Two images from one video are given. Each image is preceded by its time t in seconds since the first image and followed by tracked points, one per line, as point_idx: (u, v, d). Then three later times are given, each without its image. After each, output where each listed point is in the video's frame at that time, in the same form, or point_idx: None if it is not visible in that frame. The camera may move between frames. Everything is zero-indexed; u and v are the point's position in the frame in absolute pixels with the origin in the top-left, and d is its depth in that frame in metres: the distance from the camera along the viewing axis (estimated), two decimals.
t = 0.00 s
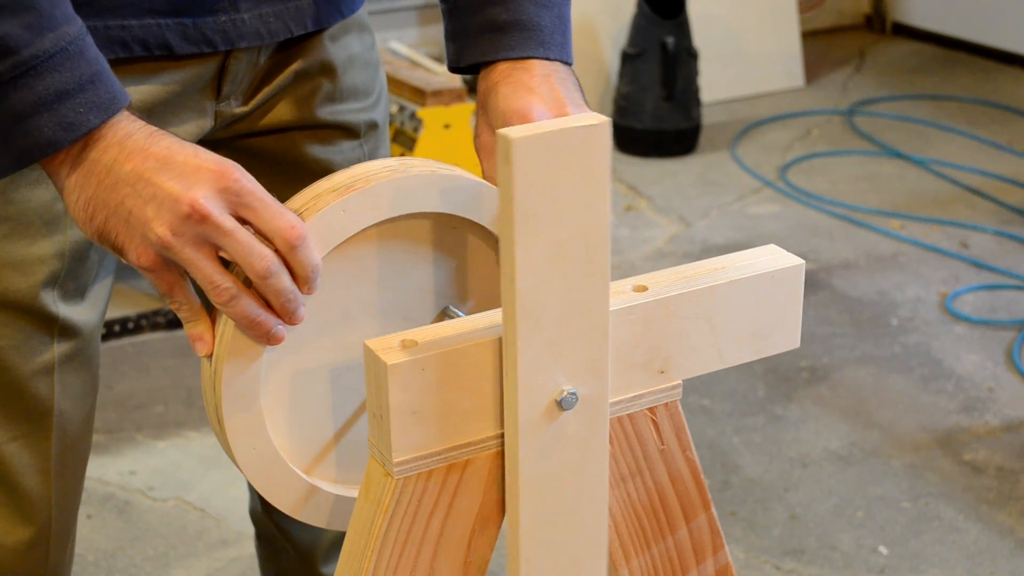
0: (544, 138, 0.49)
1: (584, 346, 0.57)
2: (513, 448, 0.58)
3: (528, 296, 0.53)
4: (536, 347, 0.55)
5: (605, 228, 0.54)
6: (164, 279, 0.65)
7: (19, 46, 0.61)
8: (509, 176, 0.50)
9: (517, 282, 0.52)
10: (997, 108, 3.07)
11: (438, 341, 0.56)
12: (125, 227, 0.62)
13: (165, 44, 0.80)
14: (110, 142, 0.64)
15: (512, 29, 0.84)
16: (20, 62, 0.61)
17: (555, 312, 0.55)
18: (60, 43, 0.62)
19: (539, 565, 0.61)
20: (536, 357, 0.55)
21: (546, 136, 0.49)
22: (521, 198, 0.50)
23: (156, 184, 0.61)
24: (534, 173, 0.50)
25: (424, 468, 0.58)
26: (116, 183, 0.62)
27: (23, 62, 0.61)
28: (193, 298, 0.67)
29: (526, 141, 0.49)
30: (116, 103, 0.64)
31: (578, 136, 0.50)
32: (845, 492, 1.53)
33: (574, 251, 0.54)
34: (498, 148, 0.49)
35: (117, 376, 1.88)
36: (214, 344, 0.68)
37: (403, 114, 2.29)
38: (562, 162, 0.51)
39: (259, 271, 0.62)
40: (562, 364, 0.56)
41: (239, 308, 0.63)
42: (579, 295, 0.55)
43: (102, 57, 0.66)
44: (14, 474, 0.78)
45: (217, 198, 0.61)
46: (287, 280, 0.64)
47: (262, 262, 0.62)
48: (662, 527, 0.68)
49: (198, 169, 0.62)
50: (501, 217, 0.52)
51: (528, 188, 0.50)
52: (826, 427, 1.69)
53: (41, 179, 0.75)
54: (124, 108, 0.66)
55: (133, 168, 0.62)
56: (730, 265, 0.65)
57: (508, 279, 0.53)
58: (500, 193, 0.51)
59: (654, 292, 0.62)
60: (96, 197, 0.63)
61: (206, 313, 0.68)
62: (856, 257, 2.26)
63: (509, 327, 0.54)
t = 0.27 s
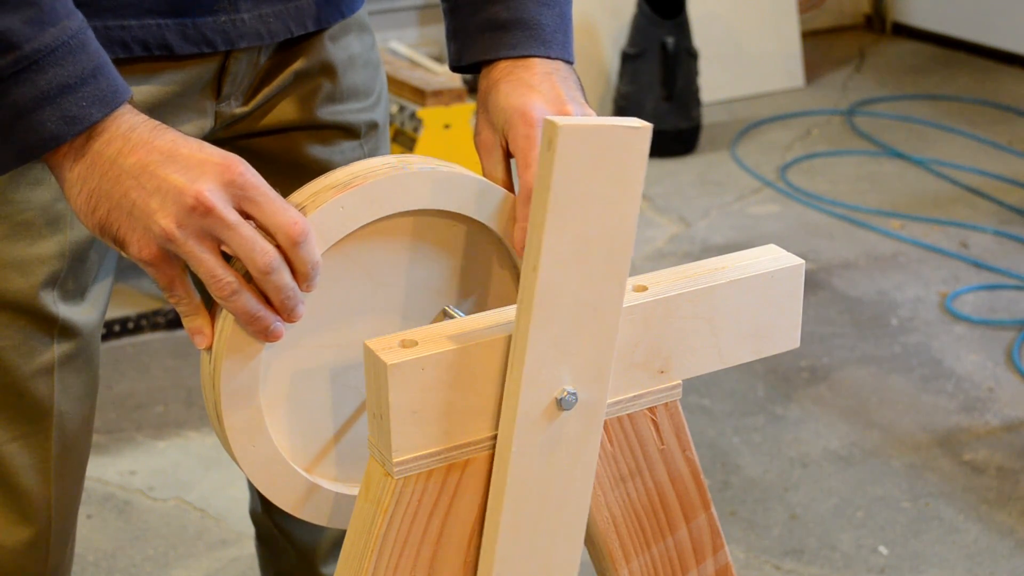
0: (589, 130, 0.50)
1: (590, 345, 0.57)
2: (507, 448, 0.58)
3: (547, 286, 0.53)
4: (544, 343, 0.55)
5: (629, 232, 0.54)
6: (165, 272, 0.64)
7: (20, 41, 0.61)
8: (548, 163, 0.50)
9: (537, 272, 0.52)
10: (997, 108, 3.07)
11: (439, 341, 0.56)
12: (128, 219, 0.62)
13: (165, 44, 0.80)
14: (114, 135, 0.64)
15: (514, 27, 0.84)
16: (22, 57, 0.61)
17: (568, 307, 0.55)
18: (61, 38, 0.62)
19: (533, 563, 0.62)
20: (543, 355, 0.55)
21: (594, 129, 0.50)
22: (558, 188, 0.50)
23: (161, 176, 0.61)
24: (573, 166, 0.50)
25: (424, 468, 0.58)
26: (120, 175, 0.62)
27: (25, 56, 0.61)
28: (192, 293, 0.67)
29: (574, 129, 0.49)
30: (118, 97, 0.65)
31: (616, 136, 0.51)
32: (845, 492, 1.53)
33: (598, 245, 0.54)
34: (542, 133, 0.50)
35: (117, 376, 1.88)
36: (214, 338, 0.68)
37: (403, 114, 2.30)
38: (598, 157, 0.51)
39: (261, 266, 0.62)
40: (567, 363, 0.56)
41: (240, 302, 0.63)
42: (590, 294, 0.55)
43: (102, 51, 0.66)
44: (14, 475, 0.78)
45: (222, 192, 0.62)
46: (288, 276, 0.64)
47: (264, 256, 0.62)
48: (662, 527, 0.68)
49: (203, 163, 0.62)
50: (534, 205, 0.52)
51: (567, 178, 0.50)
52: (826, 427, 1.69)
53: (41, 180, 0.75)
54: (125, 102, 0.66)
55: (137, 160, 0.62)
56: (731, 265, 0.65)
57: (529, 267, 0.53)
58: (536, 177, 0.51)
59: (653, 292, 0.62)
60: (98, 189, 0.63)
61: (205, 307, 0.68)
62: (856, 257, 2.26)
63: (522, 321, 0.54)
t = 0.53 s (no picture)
0: (591, 131, 0.50)
1: (589, 346, 0.57)
2: (507, 447, 0.58)
3: (547, 286, 0.53)
4: (544, 343, 0.55)
5: (629, 232, 0.54)
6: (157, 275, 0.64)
7: (17, 43, 0.61)
8: (552, 162, 0.50)
9: (537, 275, 0.53)
10: (997, 108, 3.07)
11: (438, 341, 0.56)
12: (121, 221, 0.62)
13: (165, 45, 0.80)
14: (109, 138, 0.63)
15: (513, 19, 0.85)
16: (18, 59, 0.61)
17: (569, 306, 0.55)
18: (58, 40, 0.62)
19: (531, 565, 0.62)
20: (542, 355, 0.55)
21: (596, 131, 0.50)
22: (558, 187, 0.51)
23: (154, 180, 0.61)
24: (576, 167, 0.50)
25: (423, 469, 0.58)
26: (113, 177, 0.62)
27: (22, 59, 0.61)
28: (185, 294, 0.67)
29: (576, 129, 0.49)
30: (115, 100, 0.64)
31: (616, 135, 0.51)
32: (845, 492, 1.53)
33: (602, 242, 0.54)
34: (546, 131, 0.50)
35: (117, 376, 1.88)
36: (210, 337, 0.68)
37: (403, 114, 2.30)
38: (599, 161, 0.51)
39: (253, 271, 0.62)
40: (566, 363, 0.56)
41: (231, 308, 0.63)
42: (592, 294, 0.55)
43: (98, 54, 0.66)
44: (14, 475, 0.78)
45: (215, 196, 0.61)
46: (279, 282, 0.64)
47: (257, 262, 0.62)
48: (662, 526, 0.68)
49: (197, 167, 0.62)
50: (536, 203, 0.52)
51: (568, 178, 0.51)
52: (826, 427, 1.69)
53: (42, 180, 0.76)
54: (122, 105, 0.66)
55: (131, 163, 0.62)
56: (730, 265, 0.65)
57: (531, 267, 0.53)
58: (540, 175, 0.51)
59: (654, 292, 0.62)
60: (92, 191, 0.63)
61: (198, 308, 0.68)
62: (856, 257, 2.26)
63: (523, 320, 0.54)
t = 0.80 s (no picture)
0: (552, 137, 0.49)
1: (585, 345, 0.57)
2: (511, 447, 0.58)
3: (529, 293, 0.53)
4: (538, 344, 0.55)
5: (607, 232, 0.54)
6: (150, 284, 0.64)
7: (14, 48, 0.61)
8: (516, 175, 0.50)
9: (519, 286, 0.53)
10: (997, 108, 3.07)
11: (439, 341, 0.56)
12: (115, 230, 0.62)
13: (165, 45, 0.80)
14: (105, 147, 0.63)
15: (507, 11, 0.85)
16: (16, 65, 0.61)
17: (557, 309, 0.55)
18: (56, 46, 0.63)
19: (558, 556, 0.62)
20: (537, 357, 0.55)
21: (559, 134, 0.49)
22: (525, 190, 0.50)
23: (149, 190, 0.61)
24: (542, 171, 0.50)
25: (424, 469, 0.58)
26: (108, 185, 0.62)
27: (19, 65, 0.61)
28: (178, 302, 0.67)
29: (536, 138, 0.49)
30: (111, 107, 0.65)
31: (586, 137, 0.50)
32: (845, 492, 1.53)
33: (576, 255, 0.54)
34: (507, 145, 0.50)
35: (117, 375, 1.88)
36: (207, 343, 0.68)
37: (403, 114, 2.30)
38: (568, 162, 0.51)
39: (245, 283, 0.62)
40: (563, 364, 0.56)
41: (223, 318, 0.63)
42: (581, 295, 0.55)
43: (96, 61, 0.66)
44: (14, 475, 0.78)
45: (209, 207, 0.61)
46: (271, 294, 0.64)
47: (249, 274, 0.62)
48: (662, 527, 0.68)
49: (193, 178, 0.62)
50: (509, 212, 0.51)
51: (536, 185, 0.50)
52: (826, 427, 1.69)
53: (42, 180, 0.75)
54: (118, 112, 0.66)
55: (126, 172, 0.62)
56: (731, 266, 0.65)
57: (511, 280, 0.53)
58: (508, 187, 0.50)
59: (654, 292, 0.62)
60: (86, 199, 0.63)
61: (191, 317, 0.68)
62: (856, 257, 2.26)
63: (511, 325, 0.54)
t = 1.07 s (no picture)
0: (504, 154, 0.50)
1: (579, 345, 0.57)
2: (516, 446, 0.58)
3: (509, 304, 0.53)
4: (529, 345, 0.55)
5: (581, 235, 0.54)
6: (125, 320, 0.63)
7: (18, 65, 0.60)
8: (478, 195, 0.51)
9: (500, 300, 0.53)
10: (997, 108, 3.07)
11: (438, 342, 0.57)
12: (95, 265, 0.61)
13: (165, 44, 0.80)
14: (97, 180, 0.62)
15: None
16: (18, 82, 0.60)
17: (544, 312, 0.55)
18: (59, 65, 0.62)
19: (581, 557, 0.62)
20: (530, 359, 0.55)
21: (512, 148, 0.50)
22: (489, 208, 0.51)
23: (134, 231, 0.60)
24: (503, 185, 0.51)
25: (424, 469, 0.58)
26: (93, 219, 0.61)
27: (21, 82, 0.60)
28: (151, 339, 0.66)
29: (488, 157, 0.50)
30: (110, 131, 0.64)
31: (542, 148, 0.51)
32: (845, 492, 1.53)
33: (553, 260, 0.54)
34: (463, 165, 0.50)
35: (117, 375, 1.88)
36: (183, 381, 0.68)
37: (403, 114, 2.30)
38: (541, 166, 0.51)
39: (218, 334, 0.62)
40: (559, 364, 0.57)
41: (193, 365, 0.63)
42: (569, 295, 0.55)
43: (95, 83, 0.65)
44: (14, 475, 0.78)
45: (192, 255, 0.61)
46: (245, 346, 0.64)
47: (222, 326, 0.62)
48: (662, 527, 0.68)
49: (180, 223, 0.61)
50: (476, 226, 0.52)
51: (496, 202, 0.51)
52: (826, 427, 1.69)
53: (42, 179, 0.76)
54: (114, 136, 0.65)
55: (113, 208, 0.61)
56: (729, 266, 0.65)
57: (492, 294, 0.53)
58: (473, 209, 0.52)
59: (654, 293, 0.62)
60: (69, 229, 0.62)
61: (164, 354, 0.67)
62: (856, 257, 2.26)
63: (498, 329, 0.54)
